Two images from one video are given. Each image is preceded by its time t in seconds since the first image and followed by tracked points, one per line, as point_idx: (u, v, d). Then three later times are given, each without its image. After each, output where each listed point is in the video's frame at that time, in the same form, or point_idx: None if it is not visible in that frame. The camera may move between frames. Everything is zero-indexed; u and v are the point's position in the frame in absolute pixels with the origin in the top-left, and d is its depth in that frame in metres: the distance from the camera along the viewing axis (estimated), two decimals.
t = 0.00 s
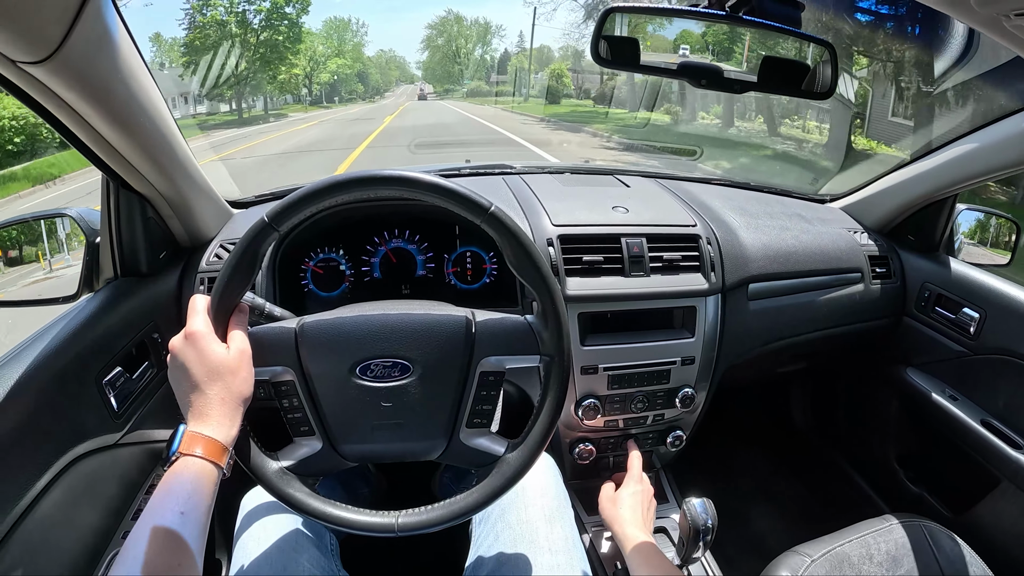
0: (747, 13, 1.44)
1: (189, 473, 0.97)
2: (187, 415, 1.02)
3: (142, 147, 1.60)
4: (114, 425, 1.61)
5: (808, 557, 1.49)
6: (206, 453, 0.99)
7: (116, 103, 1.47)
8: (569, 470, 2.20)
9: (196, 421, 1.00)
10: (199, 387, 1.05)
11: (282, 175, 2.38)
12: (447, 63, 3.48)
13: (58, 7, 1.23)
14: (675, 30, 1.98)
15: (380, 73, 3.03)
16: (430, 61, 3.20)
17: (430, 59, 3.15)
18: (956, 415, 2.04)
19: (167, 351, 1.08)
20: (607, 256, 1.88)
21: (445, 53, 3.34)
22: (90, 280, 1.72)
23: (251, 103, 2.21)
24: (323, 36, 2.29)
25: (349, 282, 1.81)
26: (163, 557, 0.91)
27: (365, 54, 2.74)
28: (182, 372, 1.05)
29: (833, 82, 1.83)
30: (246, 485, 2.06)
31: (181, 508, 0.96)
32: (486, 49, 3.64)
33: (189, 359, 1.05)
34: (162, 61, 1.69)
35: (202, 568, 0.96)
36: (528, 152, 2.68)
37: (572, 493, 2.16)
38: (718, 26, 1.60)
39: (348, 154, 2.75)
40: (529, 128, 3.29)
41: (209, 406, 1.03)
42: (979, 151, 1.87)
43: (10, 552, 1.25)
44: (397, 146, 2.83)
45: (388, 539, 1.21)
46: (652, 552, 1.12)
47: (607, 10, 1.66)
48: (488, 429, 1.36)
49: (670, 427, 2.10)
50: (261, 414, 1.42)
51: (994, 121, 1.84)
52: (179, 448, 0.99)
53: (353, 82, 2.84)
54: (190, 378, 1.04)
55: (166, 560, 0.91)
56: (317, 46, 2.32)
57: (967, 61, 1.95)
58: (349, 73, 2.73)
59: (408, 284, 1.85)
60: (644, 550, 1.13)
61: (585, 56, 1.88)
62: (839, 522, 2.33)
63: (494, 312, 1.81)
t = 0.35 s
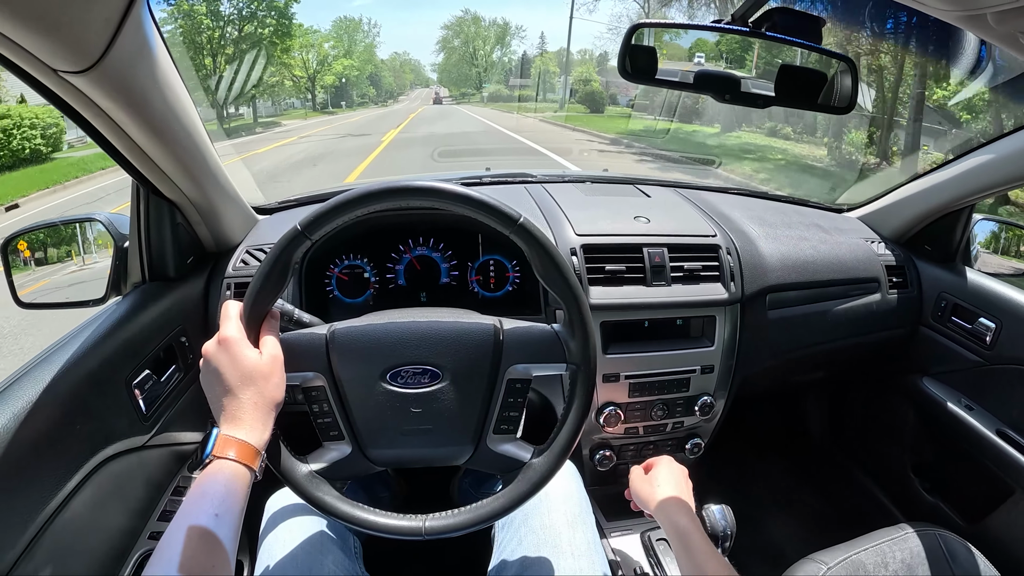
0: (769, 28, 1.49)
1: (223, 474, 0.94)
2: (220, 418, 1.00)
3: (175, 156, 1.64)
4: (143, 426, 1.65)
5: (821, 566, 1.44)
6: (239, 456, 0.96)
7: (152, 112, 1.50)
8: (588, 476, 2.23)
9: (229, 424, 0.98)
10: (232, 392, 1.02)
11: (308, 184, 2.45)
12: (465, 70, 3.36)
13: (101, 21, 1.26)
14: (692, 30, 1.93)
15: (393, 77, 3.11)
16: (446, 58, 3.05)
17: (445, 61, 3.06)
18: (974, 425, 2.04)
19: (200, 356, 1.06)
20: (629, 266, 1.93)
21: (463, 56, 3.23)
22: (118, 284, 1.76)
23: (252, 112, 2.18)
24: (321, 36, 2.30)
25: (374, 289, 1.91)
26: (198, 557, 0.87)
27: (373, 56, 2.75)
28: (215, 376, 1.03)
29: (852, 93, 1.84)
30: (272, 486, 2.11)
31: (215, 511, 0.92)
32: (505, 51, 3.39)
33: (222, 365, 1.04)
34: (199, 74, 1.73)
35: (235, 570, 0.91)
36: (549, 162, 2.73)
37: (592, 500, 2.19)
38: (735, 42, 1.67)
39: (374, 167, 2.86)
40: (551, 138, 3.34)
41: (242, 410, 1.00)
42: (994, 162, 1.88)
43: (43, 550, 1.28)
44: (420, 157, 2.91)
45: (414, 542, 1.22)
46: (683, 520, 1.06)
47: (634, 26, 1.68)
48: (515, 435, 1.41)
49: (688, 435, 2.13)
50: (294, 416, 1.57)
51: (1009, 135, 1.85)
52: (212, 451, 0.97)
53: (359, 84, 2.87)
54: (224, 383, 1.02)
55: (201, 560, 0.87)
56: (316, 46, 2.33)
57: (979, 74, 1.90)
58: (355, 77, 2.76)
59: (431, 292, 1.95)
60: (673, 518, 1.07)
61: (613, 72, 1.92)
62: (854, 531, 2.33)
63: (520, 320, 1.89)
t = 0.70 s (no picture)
0: (782, 34, 1.50)
1: (239, 475, 0.92)
2: (237, 419, 0.98)
3: (193, 157, 1.66)
4: (159, 424, 1.67)
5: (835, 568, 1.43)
6: (256, 456, 0.94)
7: (172, 115, 1.52)
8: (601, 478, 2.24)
9: (247, 425, 0.96)
10: (250, 393, 1.00)
11: (323, 186, 2.48)
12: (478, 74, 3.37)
13: (125, 26, 1.28)
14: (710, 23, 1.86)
15: (407, 77, 3.13)
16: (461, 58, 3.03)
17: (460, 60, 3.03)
18: (989, 433, 2.03)
19: (218, 359, 1.05)
20: (644, 270, 1.94)
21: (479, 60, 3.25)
22: (136, 284, 1.78)
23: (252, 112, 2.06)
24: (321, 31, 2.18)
25: (389, 290, 1.93)
26: (216, 553, 0.85)
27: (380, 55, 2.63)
28: (232, 378, 1.02)
29: (865, 97, 1.82)
30: (287, 484, 2.13)
31: (233, 510, 0.89)
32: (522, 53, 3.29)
33: (239, 367, 1.02)
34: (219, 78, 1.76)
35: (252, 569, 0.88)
36: (563, 166, 2.75)
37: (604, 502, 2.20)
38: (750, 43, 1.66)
39: (388, 170, 2.89)
40: (565, 141, 3.36)
41: (258, 411, 0.98)
42: (1008, 167, 1.88)
43: (63, 546, 1.30)
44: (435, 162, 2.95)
45: (429, 542, 1.23)
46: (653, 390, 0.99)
47: (649, 30, 1.72)
48: (529, 436, 1.42)
49: (701, 438, 2.14)
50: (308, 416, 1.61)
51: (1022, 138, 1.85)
52: (229, 451, 0.94)
53: (366, 84, 2.78)
54: (242, 384, 1.00)
55: (219, 556, 0.85)
56: (317, 42, 2.22)
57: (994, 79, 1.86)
58: (361, 77, 2.67)
59: (444, 293, 1.97)
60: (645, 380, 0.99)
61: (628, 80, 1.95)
62: (865, 536, 2.32)
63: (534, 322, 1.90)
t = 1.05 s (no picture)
0: (785, 39, 1.52)
1: (246, 476, 0.93)
2: (244, 422, 0.99)
3: (201, 161, 1.68)
4: (166, 425, 1.68)
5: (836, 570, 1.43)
6: (262, 459, 0.94)
7: (180, 119, 1.54)
8: (604, 479, 2.25)
9: (252, 427, 0.96)
10: (256, 396, 1.01)
11: (329, 190, 2.50)
12: (479, 71, 3.66)
13: (135, 31, 1.30)
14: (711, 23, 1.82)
15: (410, 78, 3.16)
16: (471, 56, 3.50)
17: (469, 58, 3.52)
18: (992, 436, 2.03)
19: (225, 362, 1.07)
20: (647, 272, 1.95)
21: (484, 59, 3.64)
22: (143, 286, 1.80)
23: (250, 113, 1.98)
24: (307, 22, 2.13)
25: (394, 293, 1.96)
26: (222, 552, 0.86)
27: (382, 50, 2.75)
28: (239, 382, 1.03)
29: (869, 100, 1.80)
30: (292, 485, 2.14)
31: (238, 512, 0.90)
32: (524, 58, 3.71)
33: (245, 370, 1.03)
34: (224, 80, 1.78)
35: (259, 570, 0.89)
36: (567, 169, 2.77)
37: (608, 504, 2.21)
38: (752, 47, 1.65)
39: (394, 173, 2.91)
40: (568, 143, 3.38)
41: (265, 413, 0.99)
42: (1010, 171, 1.90)
43: (70, 546, 1.30)
44: (441, 165, 2.99)
45: (435, 542, 1.24)
46: (629, 383, 1.00)
47: (653, 36, 1.70)
48: (534, 437, 1.43)
49: (704, 440, 2.15)
50: (314, 416, 1.62)
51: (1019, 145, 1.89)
52: (236, 454, 0.95)
53: (364, 84, 2.73)
54: (248, 387, 1.01)
55: (225, 557, 0.85)
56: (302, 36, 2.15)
57: (996, 83, 1.82)
58: (357, 75, 2.63)
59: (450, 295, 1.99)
60: (619, 375, 1.00)
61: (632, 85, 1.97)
62: (869, 538, 2.33)
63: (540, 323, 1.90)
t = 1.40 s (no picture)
0: (787, 42, 1.53)
1: (247, 477, 0.93)
2: (245, 423, 0.99)
3: (204, 161, 1.68)
4: (167, 425, 1.68)
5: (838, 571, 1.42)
6: (264, 460, 0.94)
7: (184, 120, 1.54)
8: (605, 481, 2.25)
9: (253, 428, 0.96)
10: (256, 398, 1.01)
11: (332, 192, 2.50)
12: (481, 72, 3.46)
13: (140, 32, 1.30)
14: (726, 23, 1.78)
15: (410, 78, 3.07)
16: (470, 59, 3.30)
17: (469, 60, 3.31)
18: (993, 439, 2.03)
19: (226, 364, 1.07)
20: (649, 274, 1.96)
21: (488, 59, 3.40)
22: (146, 286, 1.80)
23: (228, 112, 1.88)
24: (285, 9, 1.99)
25: (396, 294, 1.97)
26: (222, 551, 0.85)
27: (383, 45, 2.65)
28: (240, 383, 1.03)
29: (870, 104, 1.82)
30: (293, 485, 2.15)
31: (238, 512, 0.90)
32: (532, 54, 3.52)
33: (246, 372, 1.03)
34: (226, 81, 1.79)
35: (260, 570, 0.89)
36: (568, 172, 2.77)
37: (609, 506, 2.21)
38: (754, 50, 1.67)
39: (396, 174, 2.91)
40: (570, 146, 3.38)
41: (265, 414, 0.99)
42: (1013, 174, 1.89)
43: (71, 544, 1.30)
44: (443, 167, 2.99)
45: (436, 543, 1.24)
46: (632, 386, 1.01)
47: (658, 38, 1.71)
48: (535, 439, 1.44)
49: (704, 443, 2.15)
50: (315, 416, 1.61)
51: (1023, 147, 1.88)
52: (236, 455, 0.95)
53: (361, 82, 2.62)
54: (248, 388, 1.01)
55: (226, 557, 0.85)
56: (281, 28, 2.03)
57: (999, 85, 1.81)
58: (355, 72, 2.54)
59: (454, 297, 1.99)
60: (624, 377, 1.00)
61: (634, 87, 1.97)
62: (870, 541, 2.32)
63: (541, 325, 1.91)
